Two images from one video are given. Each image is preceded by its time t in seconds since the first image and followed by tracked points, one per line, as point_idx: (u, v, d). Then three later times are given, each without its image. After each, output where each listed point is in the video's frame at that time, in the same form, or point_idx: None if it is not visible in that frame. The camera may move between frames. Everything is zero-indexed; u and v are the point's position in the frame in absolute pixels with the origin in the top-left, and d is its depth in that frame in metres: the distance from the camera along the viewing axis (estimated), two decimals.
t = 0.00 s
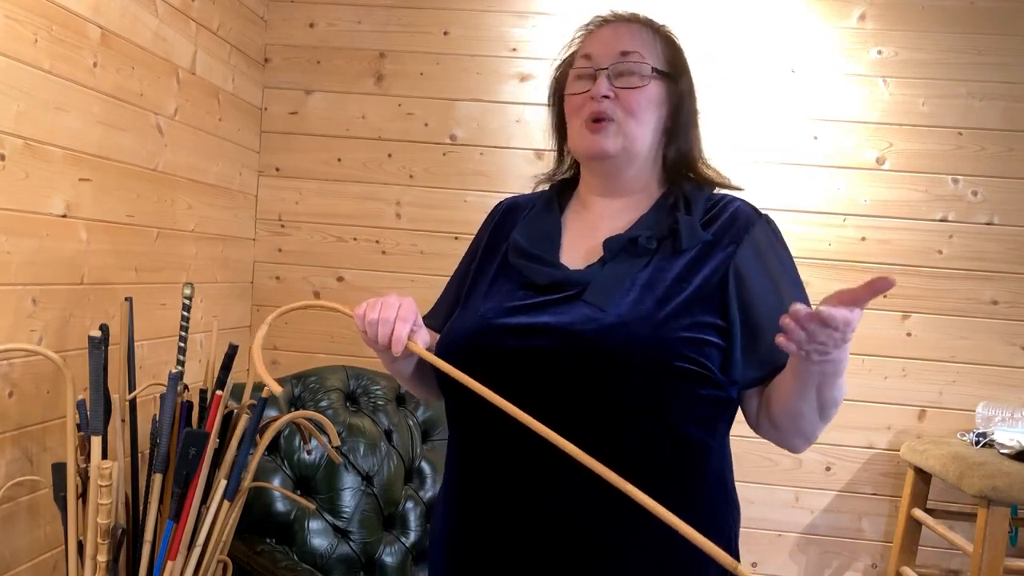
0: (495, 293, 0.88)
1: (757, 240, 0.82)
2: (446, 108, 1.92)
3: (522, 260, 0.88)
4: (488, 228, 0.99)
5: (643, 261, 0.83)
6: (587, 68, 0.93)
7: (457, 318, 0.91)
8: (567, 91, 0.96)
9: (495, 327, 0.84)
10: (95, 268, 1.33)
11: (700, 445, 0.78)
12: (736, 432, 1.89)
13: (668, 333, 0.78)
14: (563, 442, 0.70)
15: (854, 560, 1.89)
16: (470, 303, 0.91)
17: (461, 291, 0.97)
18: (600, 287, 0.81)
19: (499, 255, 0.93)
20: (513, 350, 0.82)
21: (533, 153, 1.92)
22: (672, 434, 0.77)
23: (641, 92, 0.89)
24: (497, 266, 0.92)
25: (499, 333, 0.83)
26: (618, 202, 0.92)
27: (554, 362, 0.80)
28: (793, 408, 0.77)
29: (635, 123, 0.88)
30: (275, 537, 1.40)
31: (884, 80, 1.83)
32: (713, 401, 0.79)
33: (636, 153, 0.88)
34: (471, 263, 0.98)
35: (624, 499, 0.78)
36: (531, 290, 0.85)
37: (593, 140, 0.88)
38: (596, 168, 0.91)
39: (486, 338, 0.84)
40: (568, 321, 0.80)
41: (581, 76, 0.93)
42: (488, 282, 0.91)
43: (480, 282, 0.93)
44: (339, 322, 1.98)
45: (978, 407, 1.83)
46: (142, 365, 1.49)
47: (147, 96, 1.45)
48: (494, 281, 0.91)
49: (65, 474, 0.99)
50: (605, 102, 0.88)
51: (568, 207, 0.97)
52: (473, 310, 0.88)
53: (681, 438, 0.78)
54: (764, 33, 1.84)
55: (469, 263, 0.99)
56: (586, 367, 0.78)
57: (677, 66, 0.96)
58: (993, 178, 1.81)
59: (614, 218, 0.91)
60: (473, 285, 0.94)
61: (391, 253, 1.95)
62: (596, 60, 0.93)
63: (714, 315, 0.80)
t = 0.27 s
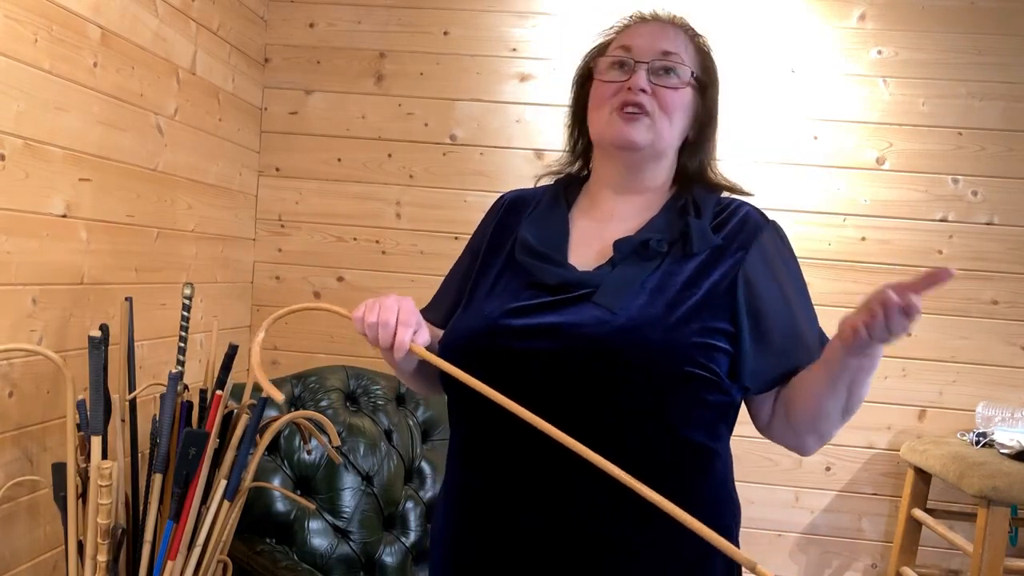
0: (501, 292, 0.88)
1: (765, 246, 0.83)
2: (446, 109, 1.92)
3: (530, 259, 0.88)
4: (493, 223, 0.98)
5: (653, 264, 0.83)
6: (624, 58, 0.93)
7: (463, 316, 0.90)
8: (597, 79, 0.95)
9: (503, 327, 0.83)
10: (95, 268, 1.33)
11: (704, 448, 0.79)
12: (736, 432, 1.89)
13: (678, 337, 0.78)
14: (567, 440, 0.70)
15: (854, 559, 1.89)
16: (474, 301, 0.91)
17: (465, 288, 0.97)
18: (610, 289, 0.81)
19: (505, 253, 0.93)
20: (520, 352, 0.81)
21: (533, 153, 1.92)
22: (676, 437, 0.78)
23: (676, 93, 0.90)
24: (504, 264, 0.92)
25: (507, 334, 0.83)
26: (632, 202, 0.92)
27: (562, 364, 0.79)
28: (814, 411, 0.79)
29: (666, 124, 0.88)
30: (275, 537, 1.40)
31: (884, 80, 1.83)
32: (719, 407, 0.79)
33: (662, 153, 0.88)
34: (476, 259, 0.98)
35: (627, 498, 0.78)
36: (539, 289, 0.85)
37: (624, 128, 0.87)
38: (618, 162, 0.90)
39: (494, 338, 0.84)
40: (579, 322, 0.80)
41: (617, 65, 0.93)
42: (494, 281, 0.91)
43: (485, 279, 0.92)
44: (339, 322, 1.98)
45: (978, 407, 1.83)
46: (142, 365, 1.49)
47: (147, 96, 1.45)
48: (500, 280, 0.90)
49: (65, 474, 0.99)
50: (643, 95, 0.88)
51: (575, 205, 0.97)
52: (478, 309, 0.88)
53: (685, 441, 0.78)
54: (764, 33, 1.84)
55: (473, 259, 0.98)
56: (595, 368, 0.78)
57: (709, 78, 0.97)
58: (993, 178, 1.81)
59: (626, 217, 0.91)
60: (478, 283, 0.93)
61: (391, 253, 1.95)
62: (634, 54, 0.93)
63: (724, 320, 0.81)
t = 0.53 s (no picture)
0: (511, 292, 0.88)
1: (774, 256, 0.85)
2: (446, 109, 1.92)
3: (540, 259, 0.88)
4: (500, 220, 0.98)
5: (666, 269, 0.84)
6: (638, 59, 0.93)
7: (471, 315, 0.90)
8: (610, 77, 0.95)
9: (514, 329, 0.83)
10: (95, 268, 1.33)
11: (712, 451, 0.80)
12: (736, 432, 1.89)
13: (691, 343, 0.79)
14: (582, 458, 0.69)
15: (854, 559, 1.89)
16: (483, 301, 0.90)
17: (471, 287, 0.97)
18: (623, 294, 0.81)
19: (514, 252, 0.93)
20: (532, 355, 0.82)
21: (533, 153, 1.91)
22: (685, 441, 0.79)
23: (691, 96, 0.90)
24: (512, 263, 0.91)
25: (518, 336, 0.83)
26: (642, 205, 0.92)
27: (575, 367, 0.80)
28: (813, 426, 0.81)
29: (681, 127, 0.89)
30: (275, 537, 1.40)
31: (884, 80, 1.83)
32: (728, 413, 0.81)
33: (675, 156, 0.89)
34: (483, 257, 0.97)
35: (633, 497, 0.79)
36: (550, 291, 0.85)
37: (637, 130, 0.87)
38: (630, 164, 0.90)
39: (505, 339, 0.84)
40: (593, 326, 0.80)
41: (630, 65, 0.93)
42: (502, 280, 0.90)
43: (493, 278, 0.92)
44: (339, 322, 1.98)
45: (978, 407, 1.83)
46: (142, 365, 1.49)
47: (147, 96, 1.45)
48: (509, 280, 0.90)
49: (65, 474, 0.99)
50: (659, 96, 0.88)
51: (583, 204, 0.97)
52: (488, 310, 0.87)
53: (695, 443, 0.79)
54: (764, 33, 1.84)
55: (480, 258, 0.98)
56: (607, 372, 0.79)
57: (721, 81, 0.97)
58: (993, 178, 1.81)
59: (635, 220, 0.91)
60: (486, 282, 0.93)
61: (391, 253, 1.95)
62: (649, 54, 0.92)
63: (736, 328, 0.82)
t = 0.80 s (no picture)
0: (522, 294, 0.88)
1: (780, 252, 0.84)
2: (446, 108, 1.92)
3: (550, 260, 0.88)
4: (506, 217, 0.97)
5: (672, 270, 0.84)
6: (661, 62, 0.93)
7: (481, 315, 0.90)
8: (631, 77, 0.94)
9: (526, 332, 0.84)
10: (95, 268, 1.33)
11: (718, 453, 0.81)
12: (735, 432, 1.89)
13: (701, 347, 0.80)
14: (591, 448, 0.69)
15: (854, 559, 1.89)
16: (493, 301, 0.90)
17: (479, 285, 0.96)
18: (632, 297, 0.82)
19: (523, 252, 0.92)
20: (543, 358, 0.82)
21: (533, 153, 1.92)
22: (691, 443, 0.80)
23: (712, 102, 0.90)
24: (522, 263, 0.91)
25: (529, 339, 0.83)
26: (651, 206, 0.92)
27: (581, 369, 0.81)
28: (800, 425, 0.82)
29: (699, 133, 0.89)
30: (275, 537, 1.40)
31: (884, 80, 1.83)
32: (735, 415, 0.82)
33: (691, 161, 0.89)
34: (490, 255, 0.97)
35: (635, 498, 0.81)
36: (560, 294, 0.86)
37: (656, 135, 0.87)
38: (644, 166, 0.90)
39: (516, 342, 0.84)
40: (603, 329, 0.81)
41: (652, 68, 0.93)
42: (512, 280, 0.90)
43: (502, 277, 0.92)
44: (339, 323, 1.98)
45: (978, 407, 1.83)
46: (142, 365, 1.49)
47: (147, 96, 1.45)
48: (519, 280, 0.90)
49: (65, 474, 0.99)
50: (682, 101, 0.88)
51: (592, 205, 0.97)
52: (499, 310, 0.88)
53: (697, 445, 0.80)
54: (764, 33, 1.84)
55: (488, 255, 0.97)
56: (614, 373, 0.80)
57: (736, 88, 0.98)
58: (993, 178, 1.81)
59: (644, 222, 0.91)
60: (495, 281, 0.93)
61: (392, 253, 1.95)
62: (673, 57, 0.92)
63: (744, 329, 0.82)
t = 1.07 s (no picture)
0: (483, 286, 0.88)
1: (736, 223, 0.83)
2: (446, 109, 1.92)
3: (511, 251, 0.88)
4: (470, 226, 0.99)
5: (630, 248, 0.83)
6: (590, 61, 0.96)
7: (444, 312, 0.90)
8: (563, 80, 0.97)
9: (484, 317, 0.83)
10: (95, 268, 1.33)
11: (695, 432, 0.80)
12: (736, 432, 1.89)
13: (658, 316, 0.78)
14: (587, 407, 0.71)
15: (854, 560, 1.89)
16: (457, 296, 0.91)
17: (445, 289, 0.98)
18: (592, 272, 0.81)
19: (486, 250, 0.93)
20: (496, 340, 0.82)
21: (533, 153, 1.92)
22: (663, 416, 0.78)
23: (644, 93, 0.92)
24: (486, 260, 0.92)
25: (489, 323, 0.83)
26: (603, 195, 0.93)
27: (541, 350, 0.80)
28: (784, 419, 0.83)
29: (636, 121, 0.90)
30: (275, 537, 1.40)
31: (884, 80, 1.83)
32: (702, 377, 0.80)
33: (633, 148, 0.90)
34: (456, 259, 0.98)
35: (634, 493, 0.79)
36: (521, 280, 0.85)
37: (597, 123, 0.88)
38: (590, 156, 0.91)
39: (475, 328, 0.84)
40: (561, 307, 0.80)
41: (584, 68, 0.96)
42: (474, 276, 0.91)
43: (465, 276, 0.93)
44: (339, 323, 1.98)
45: (978, 407, 1.83)
46: (143, 365, 1.49)
47: (147, 96, 1.45)
48: (481, 275, 0.90)
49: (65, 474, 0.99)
50: (613, 94, 0.90)
51: (548, 202, 0.98)
52: (461, 303, 0.88)
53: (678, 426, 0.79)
54: (764, 33, 1.84)
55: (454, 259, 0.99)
56: (576, 354, 0.79)
57: (667, 81, 1.00)
58: (993, 178, 1.81)
59: (598, 210, 0.92)
60: (459, 280, 0.94)
61: (391, 253, 1.95)
62: (600, 56, 0.95)
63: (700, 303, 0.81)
